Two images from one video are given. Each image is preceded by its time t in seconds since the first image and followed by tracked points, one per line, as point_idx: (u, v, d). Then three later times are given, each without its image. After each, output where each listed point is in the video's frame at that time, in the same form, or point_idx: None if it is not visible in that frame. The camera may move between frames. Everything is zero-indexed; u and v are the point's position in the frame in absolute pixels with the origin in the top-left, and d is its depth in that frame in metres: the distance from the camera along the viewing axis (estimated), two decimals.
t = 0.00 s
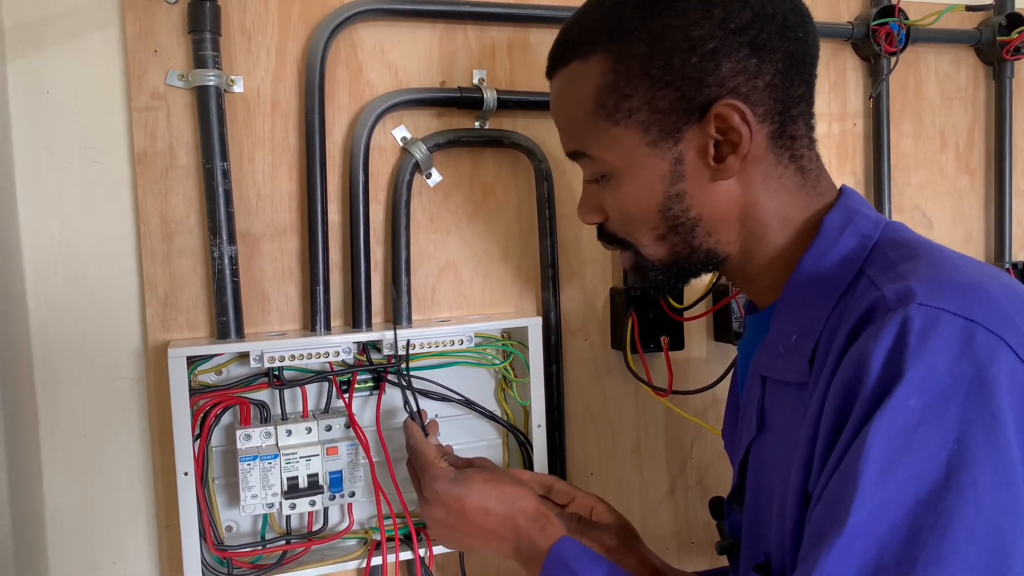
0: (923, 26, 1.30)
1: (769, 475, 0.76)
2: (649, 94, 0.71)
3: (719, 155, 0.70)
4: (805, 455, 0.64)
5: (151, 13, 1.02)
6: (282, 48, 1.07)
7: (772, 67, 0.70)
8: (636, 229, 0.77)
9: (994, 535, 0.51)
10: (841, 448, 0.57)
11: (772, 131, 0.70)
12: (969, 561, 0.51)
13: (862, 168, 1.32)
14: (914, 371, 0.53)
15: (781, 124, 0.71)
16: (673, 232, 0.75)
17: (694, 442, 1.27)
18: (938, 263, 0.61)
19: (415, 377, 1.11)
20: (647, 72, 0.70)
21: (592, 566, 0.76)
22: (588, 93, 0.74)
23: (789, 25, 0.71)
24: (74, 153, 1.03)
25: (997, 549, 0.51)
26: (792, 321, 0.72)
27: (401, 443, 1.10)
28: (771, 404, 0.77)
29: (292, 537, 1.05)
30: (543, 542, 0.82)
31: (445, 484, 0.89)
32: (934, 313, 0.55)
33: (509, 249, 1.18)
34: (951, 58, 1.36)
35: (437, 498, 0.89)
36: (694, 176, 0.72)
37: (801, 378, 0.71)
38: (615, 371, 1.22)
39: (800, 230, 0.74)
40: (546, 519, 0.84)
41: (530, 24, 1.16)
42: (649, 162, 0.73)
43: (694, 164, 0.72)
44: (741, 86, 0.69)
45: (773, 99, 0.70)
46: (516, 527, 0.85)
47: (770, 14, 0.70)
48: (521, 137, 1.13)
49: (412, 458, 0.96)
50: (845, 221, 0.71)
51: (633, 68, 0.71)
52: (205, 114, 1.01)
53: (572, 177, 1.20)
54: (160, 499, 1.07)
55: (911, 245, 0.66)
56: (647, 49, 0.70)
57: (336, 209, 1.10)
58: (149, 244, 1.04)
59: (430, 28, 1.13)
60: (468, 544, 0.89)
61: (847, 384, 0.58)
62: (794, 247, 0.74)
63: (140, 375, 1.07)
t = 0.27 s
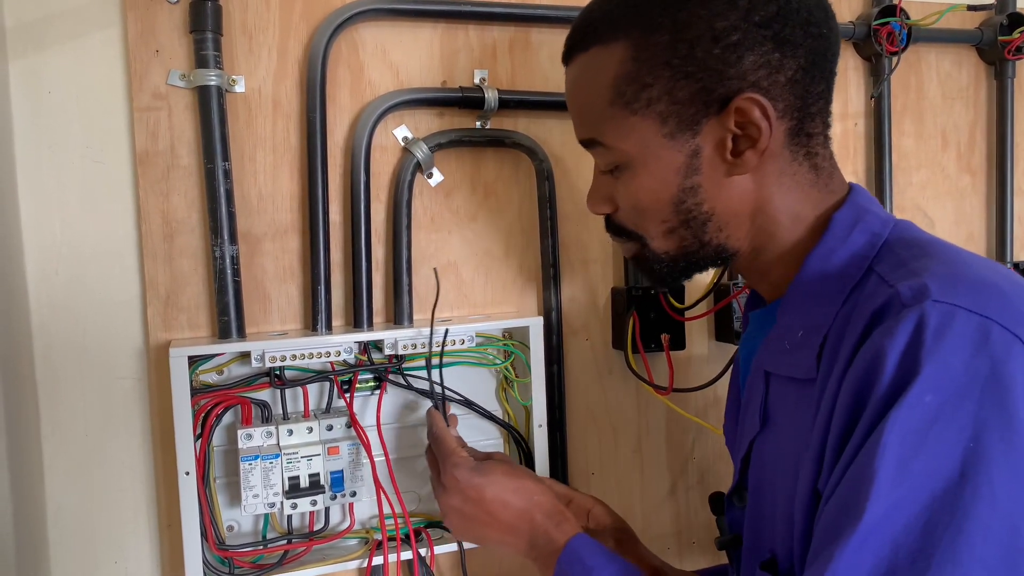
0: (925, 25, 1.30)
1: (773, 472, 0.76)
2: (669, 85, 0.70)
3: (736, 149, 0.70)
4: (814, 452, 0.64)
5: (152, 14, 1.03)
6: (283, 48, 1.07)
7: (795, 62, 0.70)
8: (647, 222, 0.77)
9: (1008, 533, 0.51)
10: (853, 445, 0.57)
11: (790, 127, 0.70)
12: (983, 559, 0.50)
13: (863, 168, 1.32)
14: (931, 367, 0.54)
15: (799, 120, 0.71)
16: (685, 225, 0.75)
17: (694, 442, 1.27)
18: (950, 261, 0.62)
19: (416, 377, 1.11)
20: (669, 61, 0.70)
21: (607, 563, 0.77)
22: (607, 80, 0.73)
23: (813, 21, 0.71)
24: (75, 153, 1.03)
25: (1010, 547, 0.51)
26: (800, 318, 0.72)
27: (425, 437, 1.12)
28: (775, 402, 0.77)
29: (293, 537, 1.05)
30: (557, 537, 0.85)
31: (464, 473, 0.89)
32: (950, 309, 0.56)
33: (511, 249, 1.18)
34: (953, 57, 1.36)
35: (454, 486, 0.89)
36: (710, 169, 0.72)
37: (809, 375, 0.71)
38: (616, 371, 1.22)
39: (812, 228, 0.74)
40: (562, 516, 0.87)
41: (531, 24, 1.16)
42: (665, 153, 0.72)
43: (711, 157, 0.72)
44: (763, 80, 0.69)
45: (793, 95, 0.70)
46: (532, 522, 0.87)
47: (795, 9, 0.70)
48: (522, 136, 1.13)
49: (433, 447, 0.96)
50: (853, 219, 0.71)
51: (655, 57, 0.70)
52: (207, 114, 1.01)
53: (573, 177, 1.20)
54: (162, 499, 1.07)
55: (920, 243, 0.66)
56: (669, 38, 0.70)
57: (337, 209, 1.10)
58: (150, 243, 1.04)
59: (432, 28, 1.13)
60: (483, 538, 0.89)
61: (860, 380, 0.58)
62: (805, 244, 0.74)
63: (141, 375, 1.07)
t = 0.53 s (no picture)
0: (925, 25, 1.30)
1: (780, 472, 0.76)
2: (672, 84, 0.70)
3: (740, 149, 0.70)
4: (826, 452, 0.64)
5: (153, 14, 1.03)
6: (283, 48, 1.07)
7: (799, 62, 0.70)
8: (647, 219, 0.77)
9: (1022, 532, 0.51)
10: (870, 444, 0.57)
11: (793, 127, 0.70)
12: (998, 559, 0.50)
13: (863, 168, 1.32)
14: (948, 367, 0.54)
15: (803, 120, 0.71)
16: (686, 224, 0.75)
17: (694, 442, 1.27)
18: (962, 262, 0.62)
19: (416, 377, 1.11)
20: (672, 60, 0.70)
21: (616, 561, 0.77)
22: (611, 78, 0.73)
23: (818, 21, 0.71)
24: (76, 153, 1.04)
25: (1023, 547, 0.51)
26: (810, 318, 0.72)
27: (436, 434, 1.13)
28: (783, 402, 0.77)
29: (293, 537, 1.05)
30: (567, 534, 0.84)
31: (477, 464, 0.90)
32: (967, 309, 0.56)
33: (511, 249, 1.18)
34: (953, 57, 1.36)
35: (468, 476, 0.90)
36: (713, 169, 0.72)
37: (819, 375, 0.71)
38: (617, 371, 1.22)
39: (815, 227, 0.74)
40: (573, 513, 0.87)
41: (531, 23, 1.16)
42: (667, 152, 0.72)
43: (714, 157, 0.72)
44: (766, 80, 0.69)
45: (797, 95, 0.70)
46: (543, 518, 0.86)
47: (799, 9, 0.70)
48: (523, 136, 1.13)
49: (446, 439, 0.97)
50: (862, 219, 0.71)
51: (659, 55, 0.70)
52: (207, 114, 1.01)
53: (574, 177, 1.20)
54: (162, 499, 1.07)
55: (930, 244, 0.67)
56: (673, 37, 0.69)
57: (337, 209, 1.10)
58: (151, 243, 1.04)
59: (432, 28, 1.13)
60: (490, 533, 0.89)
61: (876, 380, 0.58)
62: (808, 244, 0.74)
63: (142, 375, 1.07)
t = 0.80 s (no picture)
0: (924, 25, 1.30)
1: (776, 472, 0.76)
2: (668, 86, 0.70)
3: (737, 150, 0.70)
4: (821, 452, 0.64)
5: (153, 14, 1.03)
6: (283, 48, 1.08)
7: (795, 62, 0.69)
8: (647, 222, 0.77)
9: (1016, 531, 0.51)
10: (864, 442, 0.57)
11: (790, 128, 0.70)
12: (992, 556, 0.50)
13: (863, 168, 1.32)
14: (943, 365, 0.54)
15: (799, 120, 0.71)
16: (685, 225, 0.75)
17: (694, 441, 1.27)
18: (958, 262, 0.62)
19: (415, 377, 1.11)
20: (668, 63, 0.70)
21: (613, 558, 0.77)
22: (607, 81, 0.73)
23: (814, 20, 0.71)
24: (75, 153, 1.04)
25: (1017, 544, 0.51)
26: (806, 317, 0.72)
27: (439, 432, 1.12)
28: (779, 401, 0.77)
29: (293, 536, 1.05)
30: (566, 530, 0.84)
31: (478, 458, 0.90)
32: (962, 308, 0.56)
33: (510, 248, 1.18)
34: (952, 57, 1.36)
35: (468, 468, 0.89)
36: (711, 170, 0.72)
37: (815, 374, 0.71)
38: (616, 371, 1.22)
39: (814, 226, 0.74)
40: (570, 510, 0.87)
41: (531, 23, 1.16)
42: (665, 154, 0.72)
43: (712, 158, 0.72)
44: (762, 81, 0.69)
45: (793, 96, 0.70)
46: (541, 513, 0.86)
47: (795, 9, 0.70)
48: (522, 136, 1.13)
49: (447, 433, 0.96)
50: (859, 219, 0.71)
51: (654, 58, 0.70)
52: (206, 113, 1.01)
53: (573, 177, 1.21)
54: (162, 499, 1.07)
55: (927, 244, 0.67)
56: (668, 39, 0.69)
57: (336, 209, 1.10)
58: (150, 243, 1.04)
59: (431, 28, 1.13)
60: (486, 527, 0.89)
61: (871, 379, 0.58)
62: (806, 243, 0.75)
63: (141, 374, 1.07)
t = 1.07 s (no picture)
0: (924, 25, 1.30)
1: (773, 471, 0.76)
2: (667, 85, 0.70)
3: (736, 148, 0.70)
4: (819, 450, 0.64)
5: (152, 13, 1.03)
6: (283, 48, 1.08)
7: (793, 60, 0.70)
8: (647, 222, 0.77)
9: (1014, 528, 0.51)
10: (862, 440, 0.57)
11: (789, 126, 0.70)
12: (988, 553, 0.50)
13: (862, 167, 1.32)
14: (942, 363, 0.54)
15: (798, 118, 0.71)
16: (684, 225, 0.75)
17: (694, 441, 1.27)
18: (956, 261, 0.62)
19: (415, 376, 1.11)
20: (667, 61, 0.70)
21: (607, 555, 0.77)
22: (605, 80, 0.73)
23: (811, 19, 0.71)
24: (74, 152, 1.04)
25: (1014, 542, 0.51)
26: (804, 316, 0.72)
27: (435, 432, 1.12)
28: (777, 401, 0.77)
29: (292, 536, 1.05)
30: (559, 528, 0.84)
31: (472, 456, 0.89)
32: (961, 306, 0.56)
33: (510, 248, 1.18)
34: (952, 57, 1.36)
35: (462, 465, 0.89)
36: (710, 169, 0.72)
37: (813, 373, 0.71)
38: (615, 371, 1.23)
39: (813, 225, 0.74)
40: (563, 508, 0.87)
41: (530, 23, 1.16)
42: (665, 154, 0.72)
43: (711, 157, 0.72)
44: (761, 78, 0.69)
45: (792, 94, 0.70)
46: (534, 511, 0.86)
47: (793, 7, 0.70)
48: (521, 136, 1.13)
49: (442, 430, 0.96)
50: (857, 219, 0.71)
51: (653, 56, 0.70)
52: (206, 113, 1.01)
53: (573, 176, 1.21)
54: (161, 498, 1.07)
55: (925, 244, 0.67)
56: (666, 38, 0.69)
57: (336, 208, 1.10)
58: (150, 242, 1.04)
59: (431, 28, 1.13)
60: (481, 524, 0.89)
61: (869, 377, 0.58)
62: (805, 243, 0.75)
63: (140, 374, 1.07)
